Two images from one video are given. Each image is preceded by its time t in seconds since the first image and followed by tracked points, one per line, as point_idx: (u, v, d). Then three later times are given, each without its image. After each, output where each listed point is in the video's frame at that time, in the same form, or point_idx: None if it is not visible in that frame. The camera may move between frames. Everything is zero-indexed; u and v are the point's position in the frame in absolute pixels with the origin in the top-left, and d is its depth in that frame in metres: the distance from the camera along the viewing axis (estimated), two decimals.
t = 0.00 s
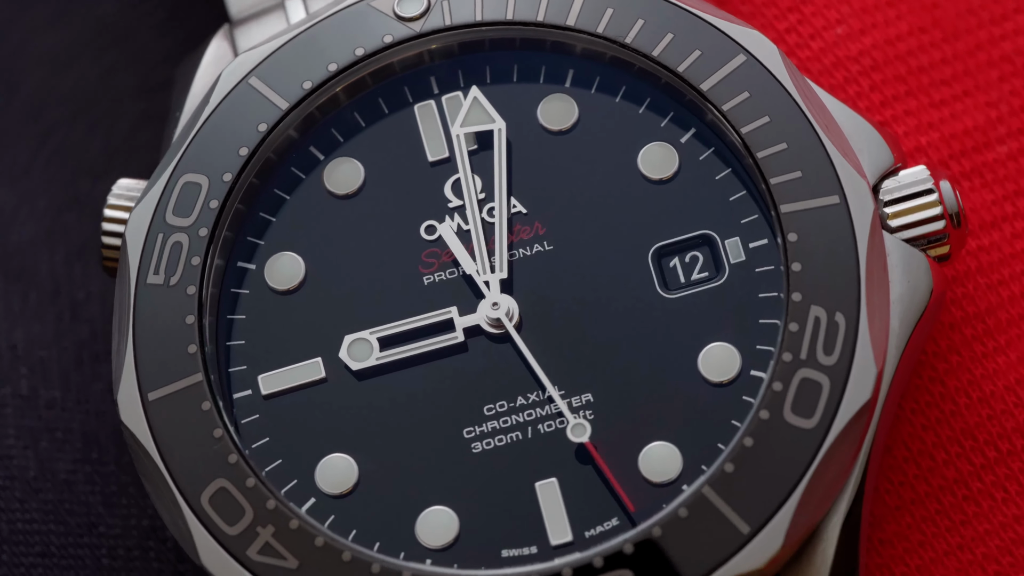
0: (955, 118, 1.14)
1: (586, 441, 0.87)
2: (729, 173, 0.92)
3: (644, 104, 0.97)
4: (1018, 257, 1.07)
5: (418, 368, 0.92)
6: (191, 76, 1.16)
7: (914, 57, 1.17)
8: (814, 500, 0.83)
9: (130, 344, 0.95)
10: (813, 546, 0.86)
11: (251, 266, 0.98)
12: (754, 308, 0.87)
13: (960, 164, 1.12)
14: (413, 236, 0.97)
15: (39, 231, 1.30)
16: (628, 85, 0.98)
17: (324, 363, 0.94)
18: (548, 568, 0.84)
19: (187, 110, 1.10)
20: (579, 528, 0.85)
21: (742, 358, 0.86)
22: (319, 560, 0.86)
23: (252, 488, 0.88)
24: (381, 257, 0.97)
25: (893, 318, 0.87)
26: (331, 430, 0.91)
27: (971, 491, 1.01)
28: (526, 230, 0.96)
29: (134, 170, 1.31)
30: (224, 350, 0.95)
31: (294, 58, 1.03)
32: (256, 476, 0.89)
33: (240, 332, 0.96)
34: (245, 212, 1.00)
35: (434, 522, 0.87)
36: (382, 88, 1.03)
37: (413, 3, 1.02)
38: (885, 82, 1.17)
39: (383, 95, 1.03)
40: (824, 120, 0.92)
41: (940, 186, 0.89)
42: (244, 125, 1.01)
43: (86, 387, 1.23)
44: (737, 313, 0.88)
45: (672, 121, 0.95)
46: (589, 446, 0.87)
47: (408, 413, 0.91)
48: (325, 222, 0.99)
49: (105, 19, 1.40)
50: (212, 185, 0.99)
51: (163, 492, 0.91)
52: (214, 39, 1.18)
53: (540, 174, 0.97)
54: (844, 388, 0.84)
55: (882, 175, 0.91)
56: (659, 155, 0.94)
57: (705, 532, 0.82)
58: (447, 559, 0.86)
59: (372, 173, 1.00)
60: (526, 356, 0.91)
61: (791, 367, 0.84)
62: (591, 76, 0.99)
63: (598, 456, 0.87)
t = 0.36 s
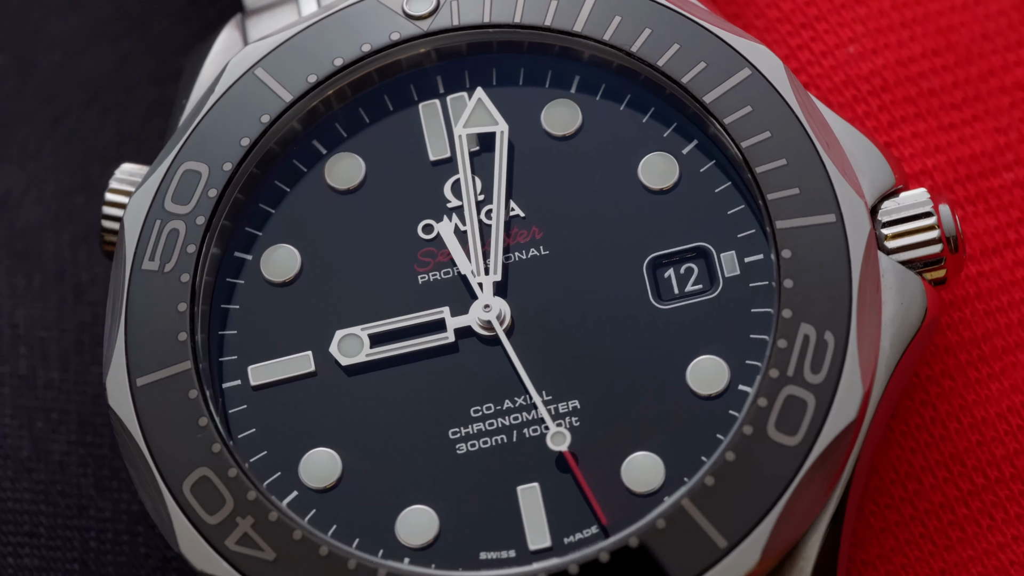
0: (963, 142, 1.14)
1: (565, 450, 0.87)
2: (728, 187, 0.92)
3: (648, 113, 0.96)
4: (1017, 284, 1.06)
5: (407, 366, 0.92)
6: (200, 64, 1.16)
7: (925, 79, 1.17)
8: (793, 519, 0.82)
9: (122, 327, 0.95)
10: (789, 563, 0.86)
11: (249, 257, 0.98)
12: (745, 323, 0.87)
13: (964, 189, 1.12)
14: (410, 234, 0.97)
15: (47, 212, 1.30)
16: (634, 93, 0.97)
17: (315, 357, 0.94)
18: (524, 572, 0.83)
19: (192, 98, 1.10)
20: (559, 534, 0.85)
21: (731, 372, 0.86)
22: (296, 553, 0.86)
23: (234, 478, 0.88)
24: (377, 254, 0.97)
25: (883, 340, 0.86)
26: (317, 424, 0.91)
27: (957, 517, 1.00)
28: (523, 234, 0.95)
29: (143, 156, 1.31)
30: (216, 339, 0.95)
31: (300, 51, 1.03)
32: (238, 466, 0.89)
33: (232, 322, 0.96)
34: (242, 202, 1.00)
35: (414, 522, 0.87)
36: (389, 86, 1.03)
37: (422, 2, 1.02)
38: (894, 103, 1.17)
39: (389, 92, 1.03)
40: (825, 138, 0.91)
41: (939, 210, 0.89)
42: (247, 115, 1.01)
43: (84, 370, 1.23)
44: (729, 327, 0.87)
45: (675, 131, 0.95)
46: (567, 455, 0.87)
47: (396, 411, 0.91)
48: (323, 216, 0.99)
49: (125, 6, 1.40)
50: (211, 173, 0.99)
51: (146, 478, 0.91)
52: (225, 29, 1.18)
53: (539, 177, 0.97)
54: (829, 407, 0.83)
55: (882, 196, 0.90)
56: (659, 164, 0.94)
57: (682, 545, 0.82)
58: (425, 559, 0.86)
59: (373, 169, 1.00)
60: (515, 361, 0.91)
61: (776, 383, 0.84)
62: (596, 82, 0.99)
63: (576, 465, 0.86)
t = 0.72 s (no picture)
0: (970, 168, 1.13)
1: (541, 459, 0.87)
2: (728, 201, 0.91)
3: (652, 122, 0.96)
4: (1015, 313, 1.05)
5: (397, 364, 0.92)
6: (210, 53, 1.16)
7: (935, 103, 1.16)
8: (769, 537, 0.82)
9: (114, 312, 0.96)
10: None
11: (246, 248, 0.98)
12: (736, 339, 0.86)
13: (967, 216, 1.11)
14: (407, 232, 0.97)
15: (55, 193, 1.31)
16: (638, 103, 0.97)
17: (304, 351, 0.93)
18: None
19: (199, 86, 1.10)
20: (536, 540, 0.84)
21: (717, 386, 0.85)
22: (273, 545, 0.86)
23: (215, 467, 0.88)
24: (373, 251, 0.97)
25: (872, 363, 0.85)
26: (304, 418, 0.91)
27: (940, 543, 1.00)
28: (519, 238, 0.95)
29: (151, 142, 1.31)
30: (209, 328, 0.95)
31: (308, 45, 1.03)
32: (221, 456, 0.89)
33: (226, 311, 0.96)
34: (242, 192, 1.00)
35: (394, 520, 0.86)
36: (394, 83, 1.03)
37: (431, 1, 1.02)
38: (903, 125, 1.16)
39: (395, 89, 1.03)
40: (825, 157, 0.90)
41: (936, 234, 0.88)
42: (252, 107, 1.01)
43: (83, 351, 1.23)
44: (720, 342, 0.86)
45: (678, 142, 0.95)
46: (542, 465, 0.87)
47: (383, 408, 0.91)
48: (321, 210, 0.99)
49: None
50: (211, 162, 0.99)
51: (129, 462, 0.91)
52: (237, 18, 1.18)
53: (538, 182, 0.96)
54: (813, 427, 0.82)
55: (881, 218, 0.89)
56: (659, 175, 0.93)
57: (656, 557, 0.82)
58: (403, 558, 0.85)
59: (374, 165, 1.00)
60: (502, 366, 0.91)
61: (761, 400, 0.83)
62: (602, 90, 0.98)
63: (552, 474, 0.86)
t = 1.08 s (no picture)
0: (974, 195, 1.12)
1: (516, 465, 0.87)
2: (726, 216, 0.90)
3: (656, 132, 0.95)
4: (1012, 342, 1.05)
5: (386, 362, 0.92)
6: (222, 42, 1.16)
7: (944, 127, 1.16)
8: (744, 555, 0.81)
9: (108, 295, 0.96)
10: None
11: (244, 238, 0.99)
12: (724, 354, 0.85)
13: (969, 242, 1.10)
14: (403, 230, 0.97)
15: (65, 175, 1.31)
16: (643, 113, 0.96)
17: (295, 344, 0.93)
18: None
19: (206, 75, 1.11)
20: (513, 544, 0.84)
21: (704, 400, 0.85)
22: (249, 537, 0.85)
23: (197, 456, 0.88)
24: (369, 248, 0.96)
25: (859, 384, 0.84)
26: (290, 410, 0.91)
27: (921, 569, 0.99)
28: (516, 242, 0.95)
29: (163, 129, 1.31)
30: (203, 316, 0.96)
31: (316, 40, 1.04)
32: (204, 445, 0.89)
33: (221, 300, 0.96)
34: (243, 181, 1.01)
35: (373, 517, 0.86)
36: (401, 81, 1.03)
37: (441, 1, 1.02)
38: (909, 148, 1.16)
39: (401, 88, 1.03)
40: (824, 176, 0.89)
41: (932, 259, 0.87)
42: (256, 98, 1.02)
43: (82, 333, 1.23)
44: (710, 355, 0.86)
45: (679, 154, 0.94)
46: (516, 471, 0.86)
47: (370, 405, 0.90)
48: (321, 204, 0.99)
49: None
50: (212, 151, 1.00)
51: (113, 446, 0.91)
52: (251, 8, 1.18)
53: (537, 187, 0.96)
54: (795, 446, 0.82)
55: (877, 240, 0.88)
56: (658, 186, 0.93)
57: (630, 567, 0.81)
58: (381, 557, 0.85)
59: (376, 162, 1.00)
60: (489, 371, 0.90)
61: (744, 416, 0.83)
62: (607, 98, 0.98)
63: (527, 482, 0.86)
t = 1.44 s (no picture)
0: (978, 221, 1.12)
1: (490, 471, 0.86)
2: (724, 230, 0.89)
3: (658, 142, 0.95)
4: (1007, 370, 1.04)
5: (376, 360, 0.92)
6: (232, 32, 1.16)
7: (951, 152, 1.15)
8: (720, 570, 0.80)
9: (103, 279, 0.97)
10: None
11: (243, 229, 0.99)
12: (712, 367, 0.85)
13: (969, 268, 1.10)
14: (400, 228, 0.97)
15: (76, 158, 1.31)
16: (647, 122, 0.96)
17: (287, 337, 0.93)
18: None
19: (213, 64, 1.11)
20: (491, 547, 0.84)
21: (689, 412, 0.84)
22: (227, 527, 0.86)
23: (181, 444, 0.89)
24: (366, 244, 0.96)
25: (846, 406, 0.84)
26: (277, 403, 0.91)
27: None
28: (512, 246, 0.95)
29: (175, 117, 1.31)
30: (195, 304, 0.96)
31: (325, 35, 1.04)
32: (188, 433, 0.89)
33: (216, 290, 0.96)
34: (244, 172, 1.01)
35: (354, 514, 0.86)
36: (407, 79, 1.03)
37: (451, 2, 1.03)
38: (914, 171, 1.16)
39: (407, 86, 1.03)
40: (823, 195, 0.89)
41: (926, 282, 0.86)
42: (262, 89, 1.02)
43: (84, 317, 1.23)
44: (699, 368, 0.85)
45: (681, 165, 0.93)
46: (490, 476, 0.86)
47: (358, 401, 0.90)
48: (320, 198, 0.99)
49: None
50: (214, 141, 1.01)
51: (99, 429, 0.92)
52: None
53: (535, 191, 0.96)
54: (776, 463, 0.81)
55: (873, 261, 0.88)
56: (657, 197, 0.92)
57: None
58: (359, 553, 0.85)
59: (377, 159, 1.00)
60: (478, 373, 0.90)
61: (728, 431, 0.82)
62: (612, 106, 0.98)
63: (501, 488, 0.86)
